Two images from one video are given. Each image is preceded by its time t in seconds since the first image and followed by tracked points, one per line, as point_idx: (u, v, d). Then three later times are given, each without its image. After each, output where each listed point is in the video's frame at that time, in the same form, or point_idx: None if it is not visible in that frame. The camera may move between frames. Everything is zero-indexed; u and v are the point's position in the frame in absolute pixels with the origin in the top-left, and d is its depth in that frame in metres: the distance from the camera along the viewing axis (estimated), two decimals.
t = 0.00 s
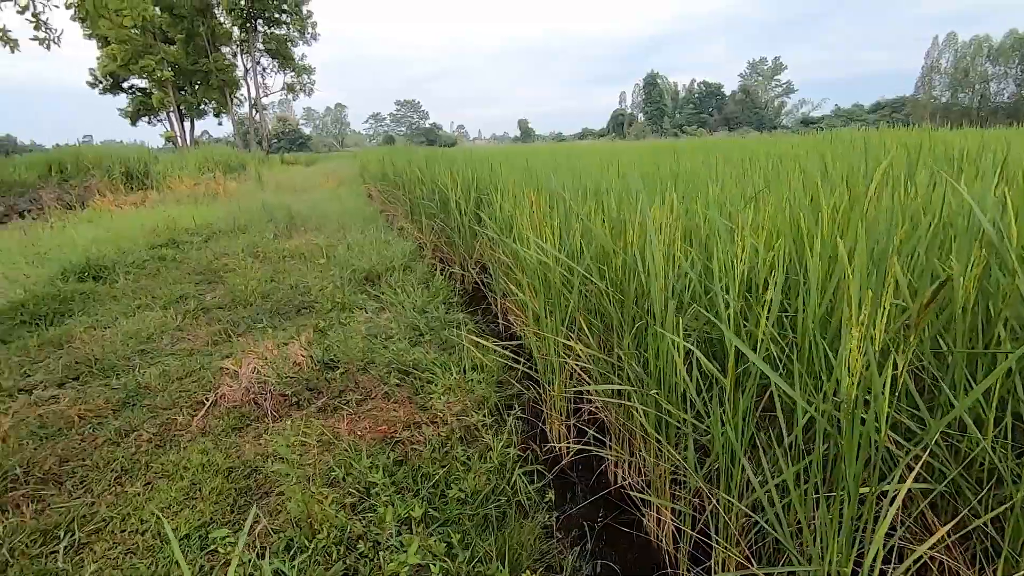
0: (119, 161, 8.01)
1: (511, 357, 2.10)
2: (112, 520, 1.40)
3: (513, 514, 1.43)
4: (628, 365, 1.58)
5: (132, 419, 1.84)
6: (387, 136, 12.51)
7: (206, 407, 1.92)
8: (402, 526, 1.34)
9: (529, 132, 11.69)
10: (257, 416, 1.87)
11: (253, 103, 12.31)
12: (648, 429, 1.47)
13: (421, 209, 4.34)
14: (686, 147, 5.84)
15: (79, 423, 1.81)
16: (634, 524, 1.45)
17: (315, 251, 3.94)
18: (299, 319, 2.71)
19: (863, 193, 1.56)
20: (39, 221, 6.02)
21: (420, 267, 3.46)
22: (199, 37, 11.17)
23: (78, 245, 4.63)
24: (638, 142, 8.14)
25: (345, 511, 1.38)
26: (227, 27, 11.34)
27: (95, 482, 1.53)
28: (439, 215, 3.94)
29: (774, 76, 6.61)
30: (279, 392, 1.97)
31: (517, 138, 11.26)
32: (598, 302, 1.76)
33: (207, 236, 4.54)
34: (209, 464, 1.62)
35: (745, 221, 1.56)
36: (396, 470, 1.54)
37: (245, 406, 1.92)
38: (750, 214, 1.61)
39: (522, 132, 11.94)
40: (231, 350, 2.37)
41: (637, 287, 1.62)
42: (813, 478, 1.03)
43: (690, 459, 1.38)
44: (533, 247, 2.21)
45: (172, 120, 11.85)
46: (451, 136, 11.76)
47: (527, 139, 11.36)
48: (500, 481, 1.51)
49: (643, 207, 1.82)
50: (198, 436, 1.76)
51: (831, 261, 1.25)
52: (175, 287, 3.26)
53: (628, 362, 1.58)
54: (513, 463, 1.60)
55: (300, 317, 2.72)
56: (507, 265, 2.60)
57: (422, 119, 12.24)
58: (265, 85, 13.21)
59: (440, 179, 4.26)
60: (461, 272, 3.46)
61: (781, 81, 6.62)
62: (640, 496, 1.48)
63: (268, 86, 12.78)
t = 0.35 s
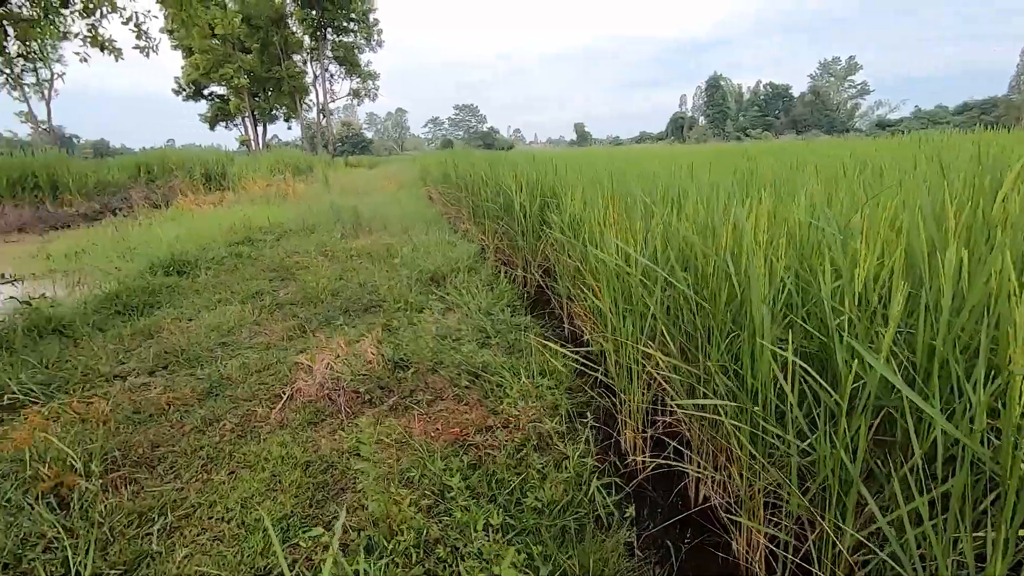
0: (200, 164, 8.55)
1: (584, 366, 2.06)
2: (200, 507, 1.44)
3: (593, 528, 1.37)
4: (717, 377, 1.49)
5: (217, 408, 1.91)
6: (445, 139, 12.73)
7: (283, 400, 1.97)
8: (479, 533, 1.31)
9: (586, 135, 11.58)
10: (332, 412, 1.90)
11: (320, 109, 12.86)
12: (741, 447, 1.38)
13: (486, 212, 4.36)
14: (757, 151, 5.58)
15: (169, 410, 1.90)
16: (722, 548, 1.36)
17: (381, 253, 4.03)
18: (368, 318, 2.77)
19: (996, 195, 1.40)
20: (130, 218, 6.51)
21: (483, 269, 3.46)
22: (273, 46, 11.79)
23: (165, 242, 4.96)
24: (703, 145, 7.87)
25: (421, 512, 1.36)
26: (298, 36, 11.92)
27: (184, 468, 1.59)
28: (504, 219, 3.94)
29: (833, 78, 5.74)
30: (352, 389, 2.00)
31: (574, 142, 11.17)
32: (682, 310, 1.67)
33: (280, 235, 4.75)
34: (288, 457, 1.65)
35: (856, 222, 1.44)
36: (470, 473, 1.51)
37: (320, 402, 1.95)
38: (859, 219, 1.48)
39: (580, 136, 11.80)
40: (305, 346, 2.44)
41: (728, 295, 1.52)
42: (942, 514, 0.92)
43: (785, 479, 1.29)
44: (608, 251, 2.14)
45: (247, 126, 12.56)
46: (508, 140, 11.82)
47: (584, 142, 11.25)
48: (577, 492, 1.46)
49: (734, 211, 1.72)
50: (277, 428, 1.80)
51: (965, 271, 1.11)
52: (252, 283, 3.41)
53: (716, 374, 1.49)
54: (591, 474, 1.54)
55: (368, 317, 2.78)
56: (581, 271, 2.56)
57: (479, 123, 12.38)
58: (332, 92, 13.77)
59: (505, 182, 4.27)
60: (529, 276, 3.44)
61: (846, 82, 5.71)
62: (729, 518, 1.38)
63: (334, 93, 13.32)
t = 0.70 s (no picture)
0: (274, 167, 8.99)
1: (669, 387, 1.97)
2: (288, 511, 1.43)
3: (692, 568, 1.27)
4: (831, 411, 1.36)
5: (299, 410, 1.93)
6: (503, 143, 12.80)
7: (361, 405, 1.97)
8: (570, 564, 1.23)
9: (646, 139, 11.32)
10: (409, 420, 1.89)
11: (385, 114, 13.25)
12: (864, 491, 1.25)
13: (554, 220, 4.31)
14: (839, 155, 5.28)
15: (254, 408, 1.94)
16: None
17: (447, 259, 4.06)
18: (439, 325, 2.77)
19: None
20: (211, 218, 6.92)
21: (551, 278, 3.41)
22: (344, 53, 12.26)
23: (244, 241, 5.21)
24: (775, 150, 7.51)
25: (509, 536, 1.31)
26: (367, 44, 12.35)
27: (271, 470, 1.60)
28: (574, 228, 3.88)
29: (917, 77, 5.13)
30: (428, 398, 1.98)
31: (635, 145, 10.96)
32: (788, 333, 1.54)
33: (349, 238, 4.89)
34: (369, 466, 1.62)
35: (1008, 244, 1.26)
36: (556, 496, 1.45)
37: (397, 409, 1.95)
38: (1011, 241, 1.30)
39: (641, 139, 11.57)
40: (379, 352, 2.46)
41: (848, 322, 1.38)
42: None
43: (916, 532, 1.15)
44: (697, 265, 2.04)
45: (317, 130, 13.12)
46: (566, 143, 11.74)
47: (645, 146, 11.02)
48: (672, 526, 1.36)
49: (851, 228, 1.56)
50: (356, 434, 1.80)
51: None
52: (326, 285, 3.51)
53: (830, 408, 1.37)
54: (686, 505, 1.44)
55: (439, 324, 2.78)
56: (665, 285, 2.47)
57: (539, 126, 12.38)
58: (397, 97, 14.17)
59: (575, 190, 4.20)
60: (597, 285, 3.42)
61: (931, 81, 5.11)
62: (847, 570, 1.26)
63: (399, 98, 13.69)
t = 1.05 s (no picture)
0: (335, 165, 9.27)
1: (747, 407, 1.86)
2: (358, 515, 1.42)
3: None
4: (948, 448, 1.23)
5: (365, 410, 1.94)
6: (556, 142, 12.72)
7: (426, 409, 1.96)
8: None
9: (704, 138, 10.97)
10: (474, 428, 1.85)
11: (440, 114, 13.44)
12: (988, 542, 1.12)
13: (616, 225, 4.22)
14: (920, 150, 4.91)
15: (322, 407, 1.96)
16: None
17: (504, 261, 4.04)
18: (499, 329, 2.74)
19: None
20: (276, 214, 7.21)
21: (612, 286, 3.33)
22: (403, 54, 12.51)
23: (309, 238, 5.42)
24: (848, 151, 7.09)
25: (585, 560, 1.25)
26: (425, 44, 12.55)
27: (340, 471, 1.60)
28: (638, 233, 3.79)
29: (1003, 74, 4.71)
30: (492, 405, 1.95)
31: (692, 145, 10.64)
32: (894, 356, 1.40)
33: (408, 238, 4.98)
34: (435, 473, 1.60)
35: None
36: (631, 519, 1.38)
37: (461, 416, 1.92)
38: None
39: (698, 139, 11.22)
40: (441, 355, 2.45)
41: (971, 349, 1.24)
42: None
43: None
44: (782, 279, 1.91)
45: (375, 129, 13.47)
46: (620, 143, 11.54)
47: (703, 146, 10.68)
48: (761, 560, 1.26)
49: (973, 244, 1.41)
50: (422, 438, 1.79)
51: None
52: (386, 285, 3.56)
53: (946, 444, 1.23)
54: (774, 538, 1.33)
55: (499, 329, 2.75)
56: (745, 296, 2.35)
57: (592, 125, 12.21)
58: (452, 97, 14.34)
59: (638, 194, 4.09)
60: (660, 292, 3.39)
61: None
62: None
63: (455, 98, 13.85)
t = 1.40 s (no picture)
0: (388, 158, 9.41)
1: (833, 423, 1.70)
2: (417, 518, 1.36)
3: None
4: None
5: (421, 406, 1.89)
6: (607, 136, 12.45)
7: (483, 408, 1.89)
8: None
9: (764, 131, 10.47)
10: (533, 430, 1.77)
11: (492, 108, 13.43)
12: None
13: (676, 222, 4.05)
14: (1004, 143, 4.53)
15: (378, 401, 1.92)
16: None
17: (558, 257, 3.95)
18: (555, 327, 2.66)
19: None
20: (332, 207, 7.39)
21: (673, 285, 3.18)
22: (456, 48, 12.56)
23: (363, 230, 5.51)
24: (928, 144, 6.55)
25: None
26: (477, 38, 12.54)
27: (397, 469, 1.56)
28: (701, 231, 3.61)
29: None
30: (552, 407, 1.86)
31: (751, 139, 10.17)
32: None
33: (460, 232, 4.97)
34: (495, 476, 1.53)
35: None
36: (710, 542, 1.26)
37: (520, 417, 1.84)
38: None
39: (758, 132, 10.72)
40: (497, 352, 2.39)
41: None
42: None
43: None
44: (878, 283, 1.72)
45: (427, 123, 13.62)
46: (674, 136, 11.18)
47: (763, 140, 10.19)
48: None
49: None
50: (480, 439, 1.73)
51: None
52: (439, 278, 3.55)
53: None
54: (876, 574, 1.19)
55: (556, 328, 2.66)
56: (828, 300, 2.17)
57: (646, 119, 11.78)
58: (503, 91, 14.31)
59: (701, 189, 3.90)
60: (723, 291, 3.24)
61: None
62: None
63: (506, 91, 13.79)
